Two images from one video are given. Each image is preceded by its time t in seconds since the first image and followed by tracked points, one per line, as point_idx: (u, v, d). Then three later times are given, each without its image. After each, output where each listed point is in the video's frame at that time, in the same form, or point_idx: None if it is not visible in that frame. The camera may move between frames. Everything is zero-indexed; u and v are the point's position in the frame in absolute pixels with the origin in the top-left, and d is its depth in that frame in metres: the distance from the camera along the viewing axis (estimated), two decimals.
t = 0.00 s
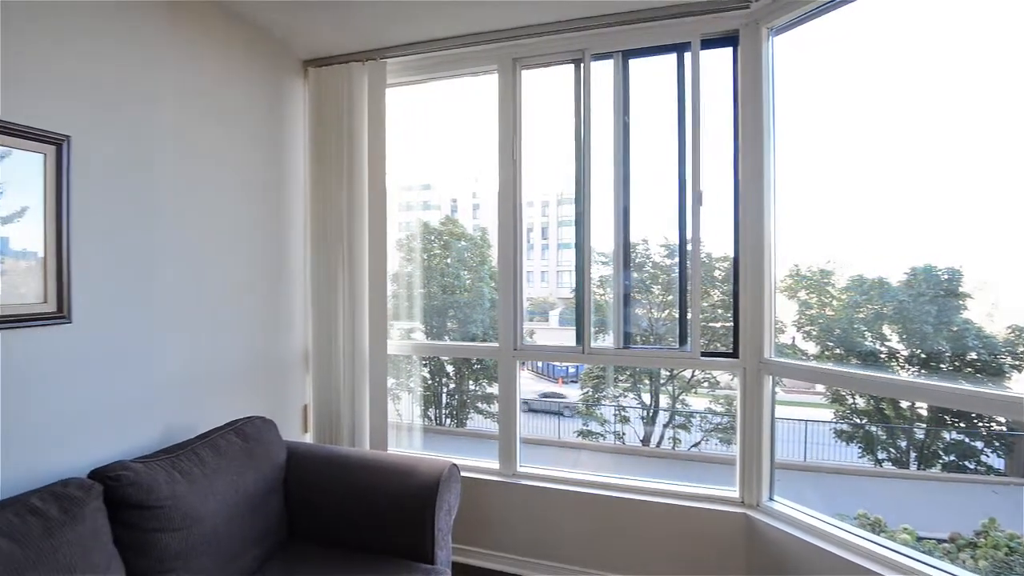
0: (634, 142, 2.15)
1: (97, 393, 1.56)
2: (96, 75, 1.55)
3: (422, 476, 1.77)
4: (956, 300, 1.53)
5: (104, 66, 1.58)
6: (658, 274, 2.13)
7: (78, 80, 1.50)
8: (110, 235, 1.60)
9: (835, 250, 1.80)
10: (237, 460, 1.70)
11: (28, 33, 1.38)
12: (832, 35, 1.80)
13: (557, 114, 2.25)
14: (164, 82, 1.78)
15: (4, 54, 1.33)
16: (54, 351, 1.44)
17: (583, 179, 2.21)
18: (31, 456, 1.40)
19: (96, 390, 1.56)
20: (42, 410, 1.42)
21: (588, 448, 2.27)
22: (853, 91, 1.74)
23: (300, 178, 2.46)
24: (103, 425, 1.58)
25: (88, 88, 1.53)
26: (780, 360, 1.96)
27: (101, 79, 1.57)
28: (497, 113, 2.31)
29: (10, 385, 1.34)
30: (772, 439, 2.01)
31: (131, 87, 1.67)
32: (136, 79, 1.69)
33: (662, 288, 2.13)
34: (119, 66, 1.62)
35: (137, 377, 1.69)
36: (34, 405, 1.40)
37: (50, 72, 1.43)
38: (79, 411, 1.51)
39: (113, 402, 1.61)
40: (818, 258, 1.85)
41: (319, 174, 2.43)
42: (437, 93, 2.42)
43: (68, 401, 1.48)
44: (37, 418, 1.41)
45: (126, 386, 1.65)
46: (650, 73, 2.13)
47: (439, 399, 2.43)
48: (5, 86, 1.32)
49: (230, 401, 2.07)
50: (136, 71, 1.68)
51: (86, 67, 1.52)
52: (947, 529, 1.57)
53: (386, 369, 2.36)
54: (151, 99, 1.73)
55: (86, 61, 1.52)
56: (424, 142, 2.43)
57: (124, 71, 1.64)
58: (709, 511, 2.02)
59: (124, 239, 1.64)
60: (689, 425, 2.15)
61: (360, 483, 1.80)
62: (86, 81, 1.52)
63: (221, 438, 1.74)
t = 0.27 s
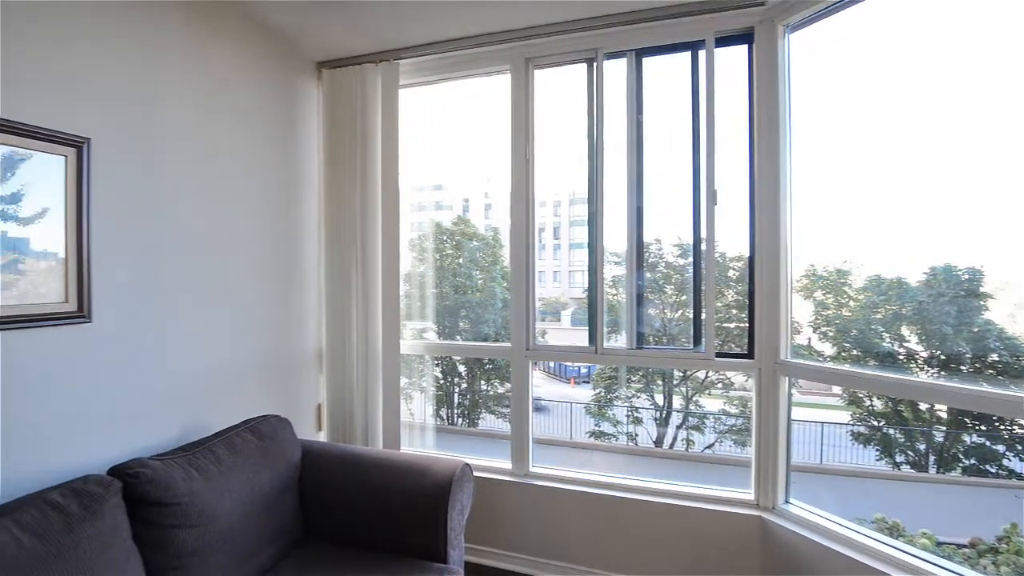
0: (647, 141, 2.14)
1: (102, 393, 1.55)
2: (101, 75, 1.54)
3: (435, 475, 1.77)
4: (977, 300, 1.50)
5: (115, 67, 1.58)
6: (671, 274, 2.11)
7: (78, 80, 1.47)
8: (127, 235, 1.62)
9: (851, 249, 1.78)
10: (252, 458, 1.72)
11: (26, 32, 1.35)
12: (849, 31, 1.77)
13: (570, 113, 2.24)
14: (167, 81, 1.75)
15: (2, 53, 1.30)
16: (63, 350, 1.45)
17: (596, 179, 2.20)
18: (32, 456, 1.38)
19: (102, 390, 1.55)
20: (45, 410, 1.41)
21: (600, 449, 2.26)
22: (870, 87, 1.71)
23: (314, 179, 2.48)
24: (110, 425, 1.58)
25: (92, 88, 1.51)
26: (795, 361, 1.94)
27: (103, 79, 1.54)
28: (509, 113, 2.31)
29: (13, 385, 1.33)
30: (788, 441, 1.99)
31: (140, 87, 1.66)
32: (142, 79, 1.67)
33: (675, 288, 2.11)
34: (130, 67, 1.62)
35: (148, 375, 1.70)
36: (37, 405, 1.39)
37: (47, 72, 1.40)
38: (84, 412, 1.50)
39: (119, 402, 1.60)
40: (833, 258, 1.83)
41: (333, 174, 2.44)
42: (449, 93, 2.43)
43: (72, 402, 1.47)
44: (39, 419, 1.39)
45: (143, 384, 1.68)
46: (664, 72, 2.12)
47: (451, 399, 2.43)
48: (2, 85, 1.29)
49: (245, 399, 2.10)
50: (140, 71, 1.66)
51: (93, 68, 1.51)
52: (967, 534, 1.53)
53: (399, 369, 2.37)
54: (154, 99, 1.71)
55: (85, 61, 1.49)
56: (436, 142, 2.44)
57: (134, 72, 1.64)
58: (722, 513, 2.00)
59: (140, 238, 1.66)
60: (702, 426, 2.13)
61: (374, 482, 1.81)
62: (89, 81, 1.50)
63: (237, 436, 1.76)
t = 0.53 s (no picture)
0: (661, 140, 2.12)
1: (111, 393, 1.54)
2: (106, 75, 1.53)
3: (448, 474, 1.78)
4: (998, 300, 1.47)
5: (126, 68, 1.59)
6: (685, 274, 2.10)
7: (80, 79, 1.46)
8: (145, 236, 1.65)
9: (868, 249, 1.75)
10: (266, 456, 1.74)
11: (27, 31, 1.34)
12: (867, 27, 1.75)
13: (582, 113, 2.24)
14: (172, 80, 1.73)
15: (2, 54, 1.28)
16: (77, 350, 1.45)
17: (609, 179, 2.19)
18: (36, 458, 1.36)
19: (111, 390, 1.55)
20: (49, 411, 1.39)
21: (612, 450, 2.25)
22: (887, 85, 1.69)
23: (327, 179, 2.50)
24: (120, 425, 1.57)
25: (97, 88, 1.50)
26: (811, 362, 1.91)
27: (106, 78, 1.53)
28: (521, 113, 2.31)
29: (14, 386, 1.31)
30: (804, 443, 1.96)
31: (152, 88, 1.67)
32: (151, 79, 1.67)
33: (689, 288, 2.09)
34: (140, 69, 1.63)
35: (163, 374, 1.71)
36: (40, 407, 1.37)
37: (48, 72, 1.38)
38: (91, 412, 1.49)
39: (127, 402, 1.60)
40: (850, 257, 1.80)
41: (346, 175, 2.46)
42: (461, 94, 2.43)
43: (79, 403, 1.46)
44: (42, 421, 1.37)
45: (160, 382, 1.70)
46: (678, 70, 2.10)
47: (463, 399, 2.44)
48: (2, 85, 1.27)
49: (259, 398, 2.12)
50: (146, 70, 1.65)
51: (101, 68, 1.51)
52: (988, 540, 1.50)
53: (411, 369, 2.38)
54: (158, 98, 1.69)
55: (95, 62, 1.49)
56: (448, 142, 2.44)
57: (145, 73, 1.64)
58: (736, 516, 1.98)
59: (158, 239, 1.69)
60: (716, 427, 2.11)
61: (387, 481, 1.81)
62: (95, 80, 1.49)
63: (253, 434, 1.78)
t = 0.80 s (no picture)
0: (673, 139, 2.11)
1: (118, 393, 1.54)
2: (109, 72, 1.51)
3: (460, 474, 1.78)
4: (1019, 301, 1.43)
5: (133, 66, 1.57)
6: (697, 274, 2.08)
7: (82, 78, 1.43)
8: (162, 236, 1.67)
9: (886, 248, 1.72)
10: (281, 454, 1.75)
11: (28, 30, 1.32)
12: (884, 24, 1.72)
13: (594, 112, 2.23)
14: (187, 82, 1.75)
15: (2, 54, 1.27)
16: (88, 350, 1.45)
17: (621, 178, 2.19)
18: (39, 460, 1.35)
19: (119, 390, 1.54)
20: (53, 412, 1.38)
21: (624, 450, 2.24)
22: (905, 81, 1.66)
23: (341, 180, 2.52)
24: (128, 425, 1.57)
25: (99, 86, 1.48)
26: (826, 363, 1.89)
27: (107, 76, 1.50)
28: (533, 113, 2.31)
29: (16, 388, 1.30)
30: (820, 445, 1.94)
31: (162, 88, 1.67)
32: (159, 78, 1.66)
33: (702, 288, 2.08)
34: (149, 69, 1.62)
35: (176, 373, 1.72)
36: (43, 408, 1.36)
37: (49, 72, 1.36)
38: (97, 412, 1.48)
39: (134, 402, 1.59)
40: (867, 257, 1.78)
41: (359, 175, 2.48)
42: (473, 94, 2.43)
43: (83, 404, 1.45)
44: (44, 423, 1.36)
45: (177, 380, 1.73)
46: (691, 68, 2.09)
47: (474, 398, 2.44)
48: (3, 85, 1.26)
49: (273, 397, 2.14)
50: (150, 69, 1.63)
51: (107, 66, 1.50)
52: (1008, 545, 1.47)
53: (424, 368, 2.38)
54: (175, 100, 1.71)
55: (111, 65, 1.51)
56: (460, 143, 2.45)
57: (154, 73, 1.64)
58: (750, 518, 1.96)
59: (174, 239, 1.71)
60: (729, 429, 2.10)
61: (400, 480, 1.82)
62: (98, 80, 1.48)
63: (267, 432, 1.80)
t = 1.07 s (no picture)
0: (685, 138, 2.10)
1: (122, 395, 1.52)
2: (115, 72, 1.49)
3: (471, 474, 1.78)
4: None
5: (142, 66, 1.57)
6: (709, 274, 2.07)
7: (90, 79, 1.43)
8: (177, 237, 1.69)
9: (902, 248, 1.70)
10: (294, 453, 1.76)
11: (29, 28, 1.30)
12: (900, 20, 1.69)
13: (606, 112, 2.22)
14: (201, 83, 1.77)
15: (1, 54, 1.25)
16: (91, 350, 1.44)
17: (632, 178, 2.18)
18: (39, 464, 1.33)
19: (124, 392, 1.52)
20: (55, 415, 1.36)
21: (635, 451, 2.23)
22: (922, 78, 1.63)
23: (353, 180, 2.54)
24: (133, 427, 1.55)
25: (108, 87, 1.48)
26: (842, 364, 1.87)
27: (111, 76, 1.49)
28: (544, 113, 2.30)
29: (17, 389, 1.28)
30: (834, 447, 1.91)
31: (173, 88, 1.67)
32: (170, 78, 1.66)
33: (714, 289, 2.06)
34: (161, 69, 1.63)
35: (185, 373, 1.71)
36: (46, 411, 1.34)
37: (50, 72, 1.34)
38: (101, 415, 1.47)
39: (140, 404, 1.57)
40: (883, 257, 1.75)
41: (371, 175, 2.49)
42: (484, 94, 2.44)
43: (86, 406, 1.43)
44: (47, 426, 1.34)
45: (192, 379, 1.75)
46: (703, 67, 2.07)
47: (485, 398, 2.45)
48: (2, 85, 1.24)
49: (286, 396, 2.16)
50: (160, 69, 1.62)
51: (116, 67, 1.50)
52: None
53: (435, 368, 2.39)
54: (189, 101, 1.73)
55: (126, 68, 1.52)
56: (471, 143, 2.45)
57: (165, 73, 1.64)
58: (762, 520, 1.94)
59: (190, 239, 1.73)
60: (742, 430, 2.08)
61: (412, 479, 1.83)
62: (107, 80, 1.47)
63: (280, 431, 1.81)
